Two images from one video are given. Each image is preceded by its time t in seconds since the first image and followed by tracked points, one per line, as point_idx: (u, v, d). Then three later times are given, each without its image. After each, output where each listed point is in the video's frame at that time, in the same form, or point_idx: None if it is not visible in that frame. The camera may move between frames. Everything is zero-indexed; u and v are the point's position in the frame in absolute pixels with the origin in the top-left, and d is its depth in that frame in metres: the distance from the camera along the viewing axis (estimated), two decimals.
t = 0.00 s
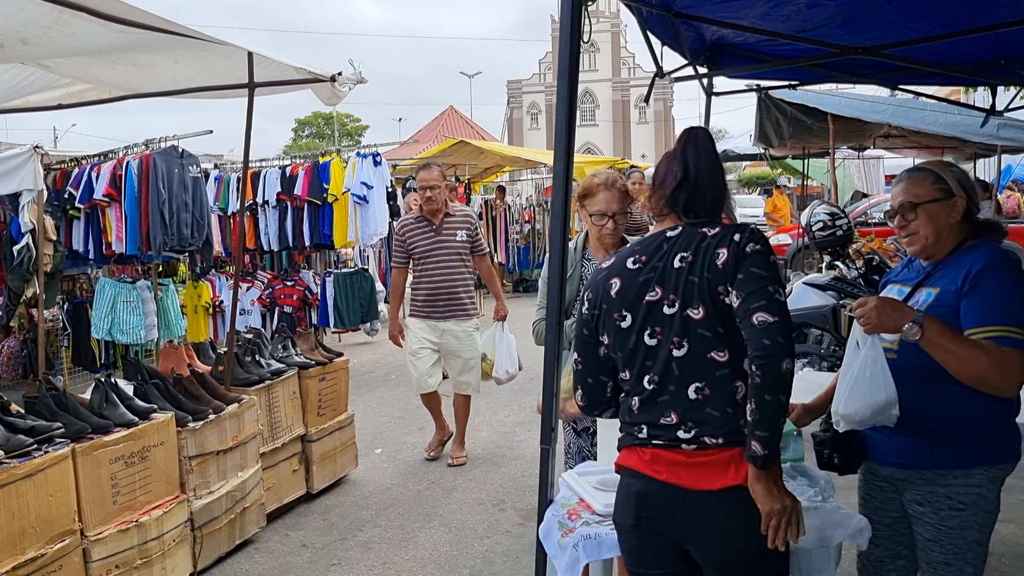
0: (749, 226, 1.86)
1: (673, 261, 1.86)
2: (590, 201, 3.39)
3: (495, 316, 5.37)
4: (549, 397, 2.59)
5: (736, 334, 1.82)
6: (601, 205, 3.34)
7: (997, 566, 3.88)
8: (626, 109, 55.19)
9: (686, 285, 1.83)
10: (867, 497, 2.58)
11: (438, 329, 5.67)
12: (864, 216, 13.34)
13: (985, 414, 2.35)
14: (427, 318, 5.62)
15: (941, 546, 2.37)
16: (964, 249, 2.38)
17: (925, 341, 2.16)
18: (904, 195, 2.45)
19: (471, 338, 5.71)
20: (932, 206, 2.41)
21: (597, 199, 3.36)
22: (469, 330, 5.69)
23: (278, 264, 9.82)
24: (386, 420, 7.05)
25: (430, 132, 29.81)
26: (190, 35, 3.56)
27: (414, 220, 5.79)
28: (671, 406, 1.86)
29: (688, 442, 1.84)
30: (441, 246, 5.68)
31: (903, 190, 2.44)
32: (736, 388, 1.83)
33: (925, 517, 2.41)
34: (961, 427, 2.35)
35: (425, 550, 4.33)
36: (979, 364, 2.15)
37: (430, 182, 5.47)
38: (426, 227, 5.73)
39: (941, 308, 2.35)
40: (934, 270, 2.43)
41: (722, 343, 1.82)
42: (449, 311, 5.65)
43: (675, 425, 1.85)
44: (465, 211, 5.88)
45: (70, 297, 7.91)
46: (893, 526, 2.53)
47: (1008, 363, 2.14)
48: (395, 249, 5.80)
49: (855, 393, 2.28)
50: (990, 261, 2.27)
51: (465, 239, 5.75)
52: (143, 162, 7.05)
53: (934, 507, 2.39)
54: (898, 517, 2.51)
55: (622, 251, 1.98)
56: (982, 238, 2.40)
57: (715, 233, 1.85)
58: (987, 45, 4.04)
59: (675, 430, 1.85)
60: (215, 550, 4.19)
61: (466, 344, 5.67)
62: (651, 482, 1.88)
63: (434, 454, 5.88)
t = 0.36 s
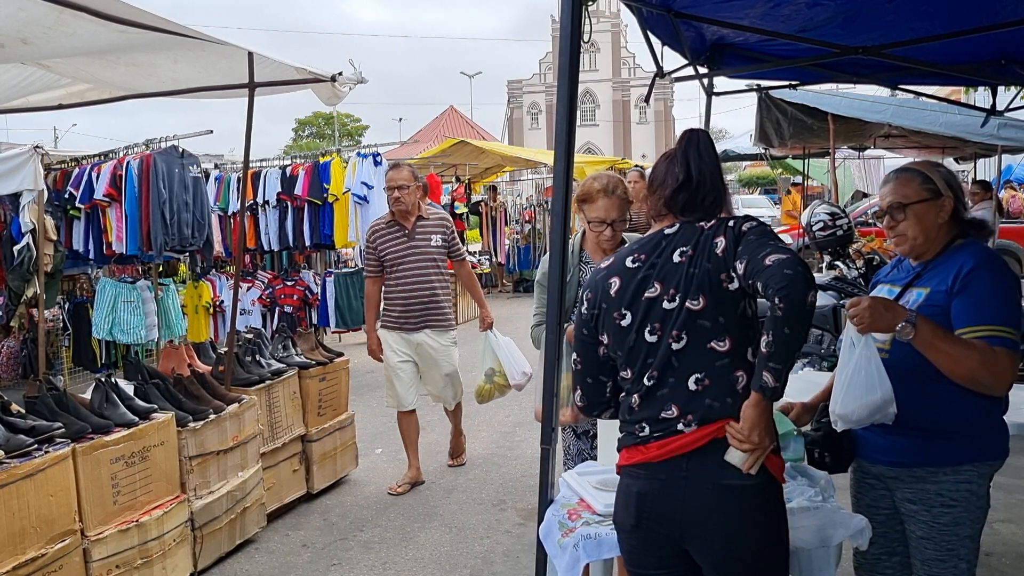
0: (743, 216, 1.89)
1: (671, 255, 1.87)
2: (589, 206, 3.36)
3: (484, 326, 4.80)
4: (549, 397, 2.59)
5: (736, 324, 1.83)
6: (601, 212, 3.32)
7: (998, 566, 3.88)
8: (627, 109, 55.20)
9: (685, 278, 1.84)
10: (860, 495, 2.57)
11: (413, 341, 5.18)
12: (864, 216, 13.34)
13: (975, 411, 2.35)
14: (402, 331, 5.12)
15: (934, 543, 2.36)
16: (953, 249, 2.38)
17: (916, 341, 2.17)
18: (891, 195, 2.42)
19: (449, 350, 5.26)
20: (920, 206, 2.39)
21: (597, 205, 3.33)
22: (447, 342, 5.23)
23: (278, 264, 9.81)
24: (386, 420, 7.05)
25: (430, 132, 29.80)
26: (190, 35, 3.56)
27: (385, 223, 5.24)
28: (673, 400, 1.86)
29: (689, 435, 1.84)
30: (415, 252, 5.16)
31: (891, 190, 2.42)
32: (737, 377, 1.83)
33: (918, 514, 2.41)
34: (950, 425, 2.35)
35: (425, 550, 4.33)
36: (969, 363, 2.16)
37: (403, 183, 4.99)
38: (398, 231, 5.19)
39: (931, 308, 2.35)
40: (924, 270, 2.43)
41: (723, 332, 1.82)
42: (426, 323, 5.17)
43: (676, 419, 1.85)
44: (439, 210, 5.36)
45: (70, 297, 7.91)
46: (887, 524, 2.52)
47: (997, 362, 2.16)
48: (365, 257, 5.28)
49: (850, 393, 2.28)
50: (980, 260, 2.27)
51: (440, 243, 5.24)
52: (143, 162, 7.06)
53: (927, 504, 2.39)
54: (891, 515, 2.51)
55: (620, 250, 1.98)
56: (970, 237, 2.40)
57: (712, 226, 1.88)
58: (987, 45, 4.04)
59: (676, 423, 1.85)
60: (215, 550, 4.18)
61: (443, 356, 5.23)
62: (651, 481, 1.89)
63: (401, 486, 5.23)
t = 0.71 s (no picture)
0: (742, 217, 1.90)
1: (671, 255, 1.87)
2: (589, 224, 3.23)
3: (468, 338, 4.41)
4: (550, 397, 2.60)
5: (737, 322, 1.84)
6: (602, 234, 3.20)
7: (997, 566, 3.88)
8: (626, 109, 55.20)
9: (686, 277, 1.84)
10: (855, 495, 2.57)
11: (389, 354, 4.79)
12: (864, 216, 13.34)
13: (968, 409, 2.34)
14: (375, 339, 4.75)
15: (931, 542, 2.36)
16: (944, 250, 2.38)
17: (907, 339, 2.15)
18: (877, 199, 2.43)
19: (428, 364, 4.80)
20: (907, 208, 2.39)
21: (599, 226, 3.21)
22: (424, 355, 4.78)
23: (279, 264, 9.81)
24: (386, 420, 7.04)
25: (430, 132, 29.80)
26: (190, 35, 3.56)
27: (360, 226, 4.92)
28: (676, 400, 1.85)
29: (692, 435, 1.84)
30: (388, 256, 4.80)
31: (878, 193, 2.42)
32: (739, 377, 1.83)
33: (913, 513, 2.41)
34: (943, 423, 2.35)
35: (425, 550, 4.33)
36: (962, 362, 2.14)
37: (375, 180, 4.67)
38: (372, 234, 4.85)
39: (924, 307, 2.35)
40: (916, 271, 2.43)
41: (724, 332, 1.83)
42: (400, 333, 4.76)
43: (679, 419, 1.85)
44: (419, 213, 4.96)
45: (70, 297, 7.91)
46: (883, 522, 2.53)
47: (991, 361, 2.14)
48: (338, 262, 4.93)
49: (842, 390, 2.28)
50: (972, 261, 2.28)
51: (417, 247, 4.85)
52: (143, 162, 7.05)
53: (922, 503, 2.39)
54: (886, 514, 2.51)
55: (620, 251, 1.97)
56: (961, 237, 2.40)
57: (712, 227, 1.88)
58: (987, 45, 4.04)
59: (679, 423, 1.85)
60: (215, 550, 4.18)
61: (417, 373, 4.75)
62: (655, 481, 1.88)
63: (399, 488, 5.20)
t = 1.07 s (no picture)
0: (748, 220, 1.88)
1: (674, 257, 1.86)
2: (594, 240, 3.22)
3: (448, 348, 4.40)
4: (549, 397, 2.60)
5: (740, 327, 1.83)
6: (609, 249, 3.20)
7: (997, 566, 3.88)
8: (626, 109, 55.18)
9: (689, 280, 1.83)
10: (855, 494, 2.57)
11: (369, 362, 4.49)
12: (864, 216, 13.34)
13: (964, 407, 2.34)
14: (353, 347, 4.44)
15: (930, 541, 2.37)
16: (933, 250, 2.38)
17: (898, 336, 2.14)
18: (861, 206, 2.43)
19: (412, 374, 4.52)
20: (888, 214, 2.39)
21: (604, 242, 3.21)
22: (408, 364, 4.50)
23: (279, 263, 9.80)
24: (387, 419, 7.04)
25: (430, 132, 29.79)
26: (190, 35, 3.56)
27: (341, 223, 4.57)
28: (677, 402, 1.86)
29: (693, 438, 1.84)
30: (370, 258, 4.47)
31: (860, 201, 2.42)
32: (741, 383, 1.83)
33: (912, 512, 2.41)
34: (941, 423, 2.35)
35: (425, 550, 4.32)
36: (953, 361, 2.14)
37: (357, 176, 4.33)
38: (353, 233, 4.51)
39: (916, 308, 2.35)
40: (909, 271, 2.43)
41: (726, 337, 1.82)
42: (381, 340, 4.45)
43: (681, 421, 1.85)
44: (402, 210, 4.63)
45: (70, 297, 7.91)
46: (883, 521, 2.52)
47: (981, 359, 2.15)
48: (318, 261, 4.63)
49: (834, 390, 2.29)
50: (961, 260, 2.28)
51: (400, 249, 4.51)
52: (143, 161, 7.05)
53: (921, 502, 2.39)
54: (885, 513, 2.51)
55: (623, 249, 1.97)
56: (951, 235, 2.40)
57: (716, 230, 1.87)
58: (988, 44, 4.04)
59: (680, 426, 1.85)
60: (215, 550, 4.18)
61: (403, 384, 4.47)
62: (656, 481, 1.88)
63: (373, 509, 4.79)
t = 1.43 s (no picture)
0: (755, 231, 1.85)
1: (678, 264, 1.85)
2: (591, 244, 3.20)
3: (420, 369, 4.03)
4: (549, 398, 2.60)
5: (742, 339, 1.82)
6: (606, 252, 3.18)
7: (997, 566, 3.88)
8: (626, 109, 55.17)
9: (691, 289, 1.82)
10: (856, 494, 2.58)
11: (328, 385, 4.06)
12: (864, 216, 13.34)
13: (963, 407, 2.34)
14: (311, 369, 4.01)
15: (931, 541, 2.37)
16: (927, 250, 2.38)
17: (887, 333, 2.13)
18: (853, 209, 2.43)
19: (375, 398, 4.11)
20: (880, 215, 2.38)
21: (601, 245, 3.19)
22: (371, 387, 4.08)
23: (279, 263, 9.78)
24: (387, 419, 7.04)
25: (430, 132, 29.80)
26: (190, 34, 3.56)
27: (296, 231, 4.14)
28: (675, 409, 1.86)
29: (693, 441, 1.84)
30: (328, 271, 4.03)
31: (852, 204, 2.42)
32: (741, 392, 1.83)
33: (914, 512, 2.41)
34: (939, 423, 2.35)
35: (425, 549, 4.32)
36: (943, 359, 2.13)
37: (315, 179, 3.94)
38: (309, 243, 4.07)
39: (911, 309, 2.35)
40: (903, 273, 2.44)
41: (727, 348, 1.81)
42: (342, 361, 4.03)
43: (679, 426, 1.85)
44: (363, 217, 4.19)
45: (70, 297, 7.91)
46: (883, 521, 2.53)
47: (974, 358, 2.13)
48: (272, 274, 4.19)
49: (825, 389, 2.28)
50: (954, 259, 2.28)
51: (362, 259, 4.08)
52: (143, 161, 7.05)
53: (922, 502, 2.39)
54: (887, 513, 2.51)
55: (628, 249, 1.96)
56: (944, 234, 2.40)
57: (722, 239, 1.83)
58: (988, 45, 4.04)
59: (679, 430, 1.85)
60: (215, 549, 4.18)
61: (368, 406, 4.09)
62: (656, 480, 1.88)
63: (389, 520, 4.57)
